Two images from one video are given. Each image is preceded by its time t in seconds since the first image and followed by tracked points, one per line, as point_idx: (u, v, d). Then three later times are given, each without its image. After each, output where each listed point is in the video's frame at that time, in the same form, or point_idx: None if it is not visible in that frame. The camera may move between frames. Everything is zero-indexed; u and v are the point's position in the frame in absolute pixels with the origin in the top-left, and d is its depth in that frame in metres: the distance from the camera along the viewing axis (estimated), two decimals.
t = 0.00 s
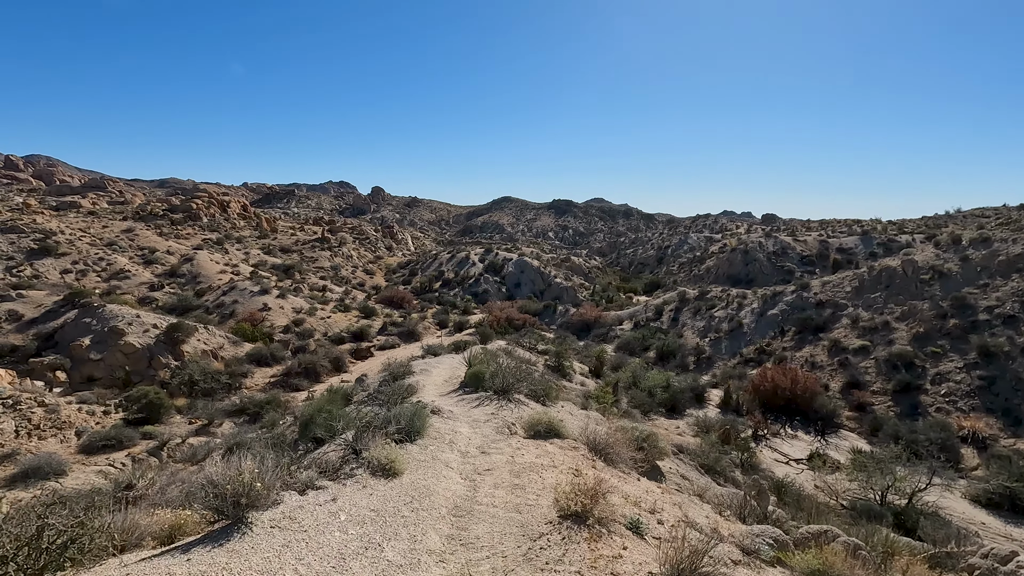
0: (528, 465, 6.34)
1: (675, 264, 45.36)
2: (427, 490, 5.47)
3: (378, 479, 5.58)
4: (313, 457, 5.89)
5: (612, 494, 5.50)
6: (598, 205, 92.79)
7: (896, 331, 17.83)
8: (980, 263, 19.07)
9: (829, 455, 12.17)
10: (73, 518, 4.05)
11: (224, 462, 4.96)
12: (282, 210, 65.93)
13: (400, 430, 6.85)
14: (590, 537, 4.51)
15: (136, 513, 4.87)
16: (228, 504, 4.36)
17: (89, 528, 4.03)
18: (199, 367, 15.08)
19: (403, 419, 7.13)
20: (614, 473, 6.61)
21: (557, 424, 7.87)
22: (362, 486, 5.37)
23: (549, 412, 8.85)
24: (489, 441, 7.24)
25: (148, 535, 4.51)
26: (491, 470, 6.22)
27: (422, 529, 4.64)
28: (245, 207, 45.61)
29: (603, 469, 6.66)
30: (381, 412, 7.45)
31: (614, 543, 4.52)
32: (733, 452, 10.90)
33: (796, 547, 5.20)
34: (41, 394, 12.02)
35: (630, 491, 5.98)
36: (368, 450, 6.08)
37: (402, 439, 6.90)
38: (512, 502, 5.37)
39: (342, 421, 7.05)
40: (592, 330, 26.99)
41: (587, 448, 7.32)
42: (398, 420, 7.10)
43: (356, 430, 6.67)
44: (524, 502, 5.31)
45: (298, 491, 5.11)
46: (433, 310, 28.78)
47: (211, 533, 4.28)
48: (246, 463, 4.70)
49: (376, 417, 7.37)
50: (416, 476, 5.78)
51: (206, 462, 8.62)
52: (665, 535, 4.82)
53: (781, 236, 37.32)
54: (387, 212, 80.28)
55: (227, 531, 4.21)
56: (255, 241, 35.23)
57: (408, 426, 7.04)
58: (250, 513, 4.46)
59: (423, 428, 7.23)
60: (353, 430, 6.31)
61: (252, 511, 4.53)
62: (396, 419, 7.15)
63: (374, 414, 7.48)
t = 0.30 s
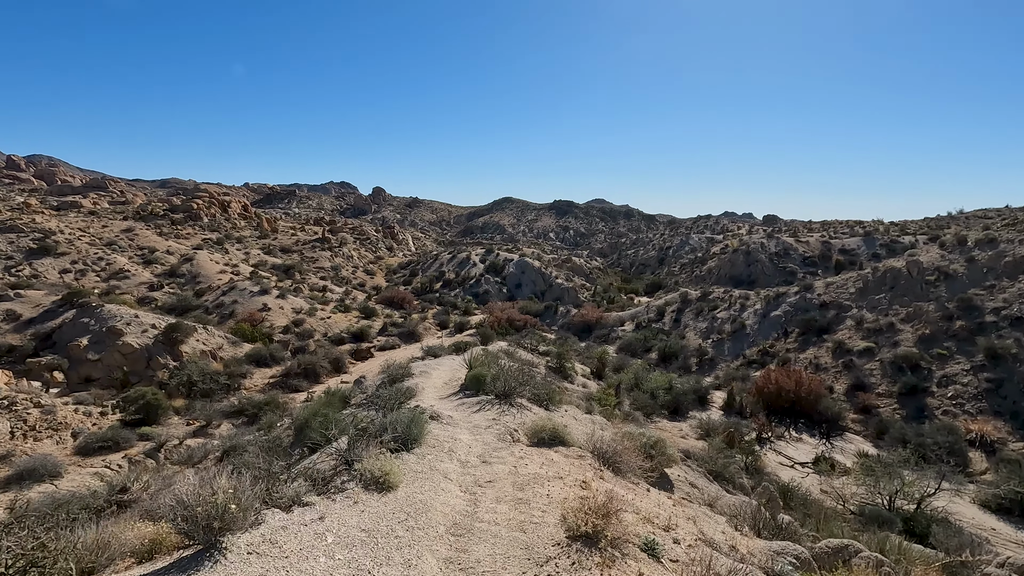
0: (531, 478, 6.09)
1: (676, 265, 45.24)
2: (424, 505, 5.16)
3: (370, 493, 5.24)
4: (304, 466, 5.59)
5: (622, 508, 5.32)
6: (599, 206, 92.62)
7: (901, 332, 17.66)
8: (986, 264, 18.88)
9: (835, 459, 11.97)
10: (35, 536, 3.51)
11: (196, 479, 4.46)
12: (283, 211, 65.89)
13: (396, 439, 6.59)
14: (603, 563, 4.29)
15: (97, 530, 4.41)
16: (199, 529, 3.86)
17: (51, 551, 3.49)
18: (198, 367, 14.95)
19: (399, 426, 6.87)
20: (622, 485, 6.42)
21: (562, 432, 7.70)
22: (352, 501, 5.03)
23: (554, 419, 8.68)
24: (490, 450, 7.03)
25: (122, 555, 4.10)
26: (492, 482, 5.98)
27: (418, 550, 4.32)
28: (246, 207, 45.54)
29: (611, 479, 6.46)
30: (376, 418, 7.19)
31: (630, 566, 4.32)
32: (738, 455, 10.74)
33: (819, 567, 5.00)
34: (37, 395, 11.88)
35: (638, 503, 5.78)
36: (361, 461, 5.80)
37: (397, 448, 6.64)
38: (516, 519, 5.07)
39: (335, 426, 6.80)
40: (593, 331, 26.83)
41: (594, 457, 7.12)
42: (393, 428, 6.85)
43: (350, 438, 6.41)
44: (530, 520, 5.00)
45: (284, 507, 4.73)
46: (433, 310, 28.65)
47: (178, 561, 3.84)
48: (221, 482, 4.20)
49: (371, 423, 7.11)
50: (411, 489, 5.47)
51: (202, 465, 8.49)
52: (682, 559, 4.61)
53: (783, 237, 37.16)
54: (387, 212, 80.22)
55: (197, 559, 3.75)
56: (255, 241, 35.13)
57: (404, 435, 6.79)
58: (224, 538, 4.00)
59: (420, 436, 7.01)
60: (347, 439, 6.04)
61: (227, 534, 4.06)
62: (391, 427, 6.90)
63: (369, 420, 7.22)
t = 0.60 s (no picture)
0: (532, 485, 5.91)
1: (681, 264, 44.95)
2: (421, 515, 4.98)
3: (359, 501, 5.04)
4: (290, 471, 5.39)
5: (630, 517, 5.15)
6: (603, 205, 92.31)
7: (910, 332, 17.40)
8: (997, 263, 18.57)
9: (844, 461, 11.75)
10: None
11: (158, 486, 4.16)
12: (286, 210, 65.89)
13: (389, 441, 6.41)
14: None
15: (64, 537, 4.20)
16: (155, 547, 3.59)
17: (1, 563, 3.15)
18: (199, 366, 14.88)
19: (392, 428, 6.69)
20: (630, 491, 6.23)
21: (566, 434, 7.52)
22: (339, 511, 4.82)
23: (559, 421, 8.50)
24: (491, 454, 6.87)
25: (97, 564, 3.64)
26: (491, 488, 5.82)
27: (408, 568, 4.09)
28: (249, 206, 45.58)
29: (618, 485, 6.28)
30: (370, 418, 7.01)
31: None
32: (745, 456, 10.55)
33: None
34: (37, 393, 11.82)
35: (646, 511, 5.60)
36: (351, 466, 5.60)
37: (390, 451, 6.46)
38: (517, 531, 4.87)
39: (329, 427, 6.63)
40: (596, 331, 26.65)
41: (600, 461, 6.94)
42: (387, 429, 6.66)
43: (342, 441, 6.23)
44: (534, 535, 4.79)
45: (264, 518, 4.51)
46: (436, 309, 28.53)
47: None
48: (181, 491, 3.87)
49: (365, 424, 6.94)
50: (404, 497, 5.29)
51: (203, 464, 8.40)
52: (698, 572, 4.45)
53: (789, 236, 36.83)
54: (391, 211, 80.17)
55: None
56: (258, 240, 35.10)
57: (397, 437, 6.61)
58: (185, 556, 3.73)
59: (416, 440, 6.82)
60: (338, 442, 5.84)
61: (188, 552, 3.78)
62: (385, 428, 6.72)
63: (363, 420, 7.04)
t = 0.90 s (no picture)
0: (537, 500, 5.52)
1: (684, 266, 44.71)
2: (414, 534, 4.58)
3: (345, 521, 4.64)
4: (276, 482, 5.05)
5: (642, 534, 4.89)
6: (606, 207, 92.10)
7: (919, 335, 17.13)
8: (1007, 265, 18.27)
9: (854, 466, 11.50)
10: None
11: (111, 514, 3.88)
12: (289, 211, 65.97)
13: (382, 451, 6.05)
14: None
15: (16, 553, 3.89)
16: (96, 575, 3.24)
17: None
18: (200, 366, 14.77)
19: (387, 437, 6.33)
20: (641, 506, 5.91)
21: (572, 443, 7.18)
22: (322, 533, 4.40)
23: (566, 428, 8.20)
24: (492, 464, 6.55)
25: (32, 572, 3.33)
26: (493, 504, 5.43)
27: None
28: (252, 207, 45.65)
29: (628, 499, 5.97)
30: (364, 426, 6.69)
31: None
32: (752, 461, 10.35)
33: None
34: (35, 393, 11.74)
35: (658, 527, 5.29)
36: (340, 480, 5.24)
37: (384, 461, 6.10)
38: (519, 556, 4.44)
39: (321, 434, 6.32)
40: (600, 332, 26.46)
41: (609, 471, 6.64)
42: (381, 439, 6.31)
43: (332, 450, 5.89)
44: (537, 559, 4.35)
45: (237, 541, 4.15)
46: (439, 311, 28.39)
47: None
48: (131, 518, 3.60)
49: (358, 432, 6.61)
50: (396, 515, 4.90)
51: (201, 466, 8.29)
52: None
53: (794, 238, 36.57)
54: (394, 213, 80.22)
55: None
56: (261, 241, 35.08)
57: (392, 447, 6.25)
58: None
59: (412, 449, 6.45)
60: (328, 452, 5.49)
61: None
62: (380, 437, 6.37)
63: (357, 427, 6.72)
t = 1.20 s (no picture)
0: (540, 521, 5.08)
1: (687, 268, 44.50)
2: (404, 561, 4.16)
3: (325, 549, 4.16)
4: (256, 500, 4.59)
5: (653, 559, 4.56)
6: (608, 209, 91.92)
7: (927, 337, 16.89)
8: (1016, 266, 18.02)
9: (863, 473, 11.24)
10: None
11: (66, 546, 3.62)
12: (292, 213, 66.04)
13: (374, 464, 5.60)
14: None
15: None
16: None
17: None
18: (199, 369, 14.65)
19: (379, 448, 5.89)
20: (652, 524, 5.60)
21: (577, 455, 6.85)
22: (298, 564, 3.93)
23: (570, 438, 7.89)
24: (491, 478, 6.16)
25: None
26: (492, 525, 4.99)
27: None
28: (255, 209, 45.69)
29: (639, 517, 5.66)
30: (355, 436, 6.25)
31: None
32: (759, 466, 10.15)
33: None
34: (33, 396, 11.62)
35: (670, 548, 5.01)
36: (324, 498, 4.78)
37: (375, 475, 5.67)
38: None
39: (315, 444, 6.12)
40: (603, 334, 26.28)
41: (616, 485, 6.36)
42: (372, 449, 5.87)
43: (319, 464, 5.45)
44: None
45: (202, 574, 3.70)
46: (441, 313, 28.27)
47: None
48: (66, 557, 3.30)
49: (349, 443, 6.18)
50: (383, 540, 4.45)
51: (197, 472, 8.16)
52: None
53: (797, 240, 36.37)
54: (396, 215, 80.26)
55: None
56: (263, 242, 35.06)
57: (384, 459, 5.81)
58: None
59: (404, 463, 6.02)
60: (313, 466, 5.03)
61: None
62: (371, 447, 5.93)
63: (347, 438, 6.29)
